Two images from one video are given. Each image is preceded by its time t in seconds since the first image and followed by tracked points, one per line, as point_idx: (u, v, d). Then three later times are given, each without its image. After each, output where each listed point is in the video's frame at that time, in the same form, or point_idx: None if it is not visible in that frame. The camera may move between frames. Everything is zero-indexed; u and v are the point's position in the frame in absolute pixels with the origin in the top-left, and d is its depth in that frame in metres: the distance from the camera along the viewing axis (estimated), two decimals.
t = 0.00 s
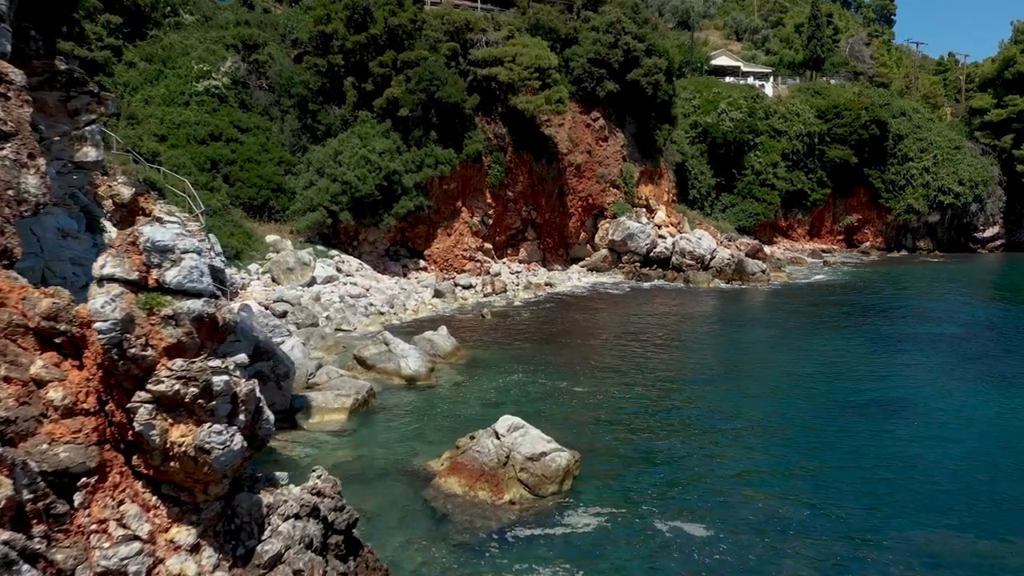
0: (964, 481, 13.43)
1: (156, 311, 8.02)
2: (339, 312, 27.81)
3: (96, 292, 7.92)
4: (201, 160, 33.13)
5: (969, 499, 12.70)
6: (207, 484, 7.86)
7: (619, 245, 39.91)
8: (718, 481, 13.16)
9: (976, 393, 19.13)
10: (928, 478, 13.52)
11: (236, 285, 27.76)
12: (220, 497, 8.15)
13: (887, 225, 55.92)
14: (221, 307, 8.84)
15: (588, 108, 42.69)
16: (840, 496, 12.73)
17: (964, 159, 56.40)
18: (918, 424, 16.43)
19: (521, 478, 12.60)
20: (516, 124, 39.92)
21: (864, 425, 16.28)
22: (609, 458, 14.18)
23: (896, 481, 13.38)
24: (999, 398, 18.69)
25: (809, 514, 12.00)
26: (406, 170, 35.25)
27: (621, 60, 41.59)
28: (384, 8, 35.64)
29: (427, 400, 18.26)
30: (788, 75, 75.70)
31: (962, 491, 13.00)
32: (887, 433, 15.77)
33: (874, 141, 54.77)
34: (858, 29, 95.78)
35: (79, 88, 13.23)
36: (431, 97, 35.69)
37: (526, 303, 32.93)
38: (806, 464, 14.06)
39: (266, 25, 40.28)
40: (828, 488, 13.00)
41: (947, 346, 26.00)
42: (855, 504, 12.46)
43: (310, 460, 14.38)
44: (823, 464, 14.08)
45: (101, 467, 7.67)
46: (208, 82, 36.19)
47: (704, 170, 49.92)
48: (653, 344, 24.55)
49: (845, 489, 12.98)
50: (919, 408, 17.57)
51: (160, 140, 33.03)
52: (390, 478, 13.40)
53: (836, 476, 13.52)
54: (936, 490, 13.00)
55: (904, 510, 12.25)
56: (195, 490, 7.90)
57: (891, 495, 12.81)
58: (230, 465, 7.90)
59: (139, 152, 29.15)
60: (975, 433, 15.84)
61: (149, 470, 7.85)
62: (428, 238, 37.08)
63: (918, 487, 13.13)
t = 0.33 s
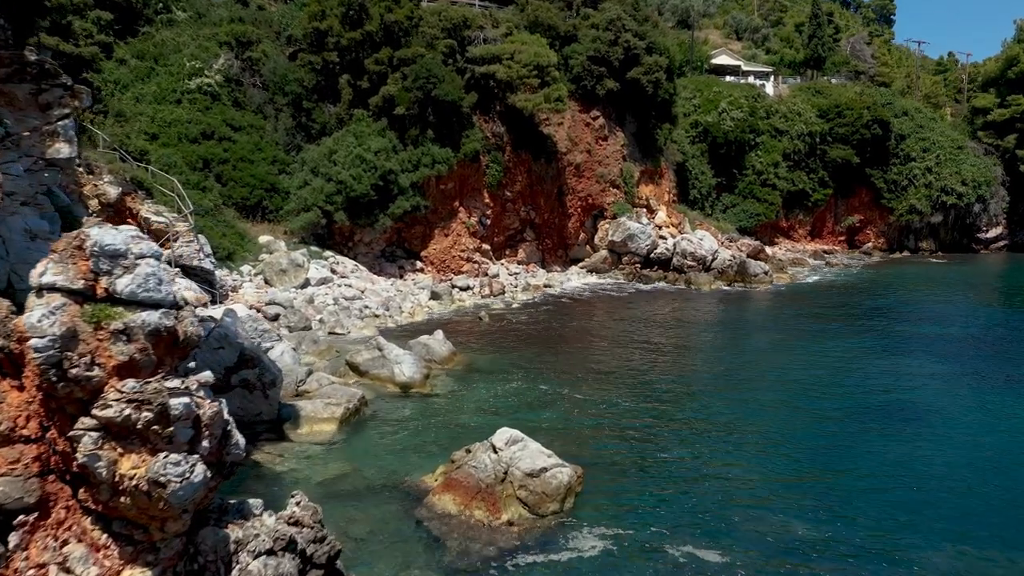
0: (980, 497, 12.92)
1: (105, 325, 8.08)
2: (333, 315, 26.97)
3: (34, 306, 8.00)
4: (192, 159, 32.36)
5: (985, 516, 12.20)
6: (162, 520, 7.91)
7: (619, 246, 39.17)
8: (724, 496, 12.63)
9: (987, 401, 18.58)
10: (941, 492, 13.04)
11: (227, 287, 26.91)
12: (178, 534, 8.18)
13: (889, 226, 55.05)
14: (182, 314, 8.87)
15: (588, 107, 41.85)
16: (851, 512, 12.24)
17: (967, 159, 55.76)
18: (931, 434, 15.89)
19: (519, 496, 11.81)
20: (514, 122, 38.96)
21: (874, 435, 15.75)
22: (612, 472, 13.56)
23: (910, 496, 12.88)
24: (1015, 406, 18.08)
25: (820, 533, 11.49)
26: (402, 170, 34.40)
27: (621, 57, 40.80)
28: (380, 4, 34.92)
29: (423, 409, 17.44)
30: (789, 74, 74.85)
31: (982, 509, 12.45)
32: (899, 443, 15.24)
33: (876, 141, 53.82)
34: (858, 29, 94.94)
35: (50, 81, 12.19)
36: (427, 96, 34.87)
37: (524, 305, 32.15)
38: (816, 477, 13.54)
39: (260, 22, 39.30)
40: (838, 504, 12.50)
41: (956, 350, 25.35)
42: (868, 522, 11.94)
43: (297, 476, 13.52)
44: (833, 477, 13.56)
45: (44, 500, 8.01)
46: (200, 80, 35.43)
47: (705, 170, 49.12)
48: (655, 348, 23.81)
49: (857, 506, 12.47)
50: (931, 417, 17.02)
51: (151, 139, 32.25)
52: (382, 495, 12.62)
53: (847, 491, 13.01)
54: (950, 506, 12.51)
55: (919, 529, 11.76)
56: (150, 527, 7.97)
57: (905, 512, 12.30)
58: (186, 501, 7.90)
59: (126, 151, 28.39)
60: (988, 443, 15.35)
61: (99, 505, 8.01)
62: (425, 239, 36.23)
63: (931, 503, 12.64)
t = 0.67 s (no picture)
0: (1004, 512, 12.37)
1: (48, 340, 7.83)
2: (327, 317, 26.23)
3: None
4: (185, 158, 31.64)
5: (1011, 535, 11.63)
6: (116, 560, 7.62)
7: (619, 246, 38.49)
8: (738, 514, 12.03)
9: (1001, 407, 18.07)
10: (964, 506, 12.52)
11: (218, 289, 26.19)
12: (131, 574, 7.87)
13: (892, 226, 54.22)
14: (143, 324, 8.67)
15: (588, 105, 41.10)
16: (869, 530, 11.68)
17: (969, 159, 55.20)
18: (947, 443, 15.38)
19: (519, 513, 11.12)
20: (513, 121, 38.24)
21: (889, 444, 15.22)
22: (619, 487, 12.92)
23: (932, 511, 12.35)
24: None
25: (841, 555, 10.91)
26: (399, 169, 33.68)
27: (621, 55, 40.13)
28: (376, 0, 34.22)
29: (418, 418, 16.73)
30: (789, 73, 74.07)
31: (1007, 528, 11.89)
32: (917, 455, 14.69)
33: (878, 141, 53.09)
34: (858, 29, 94.26)
35: (23, 72, 11.41)
36: (424, 94, 34.19)
37: (523, 307, 31.47)
38: (833, 491, 12.96)
39: (255, 19, 38.40)
40: (859, 521, 11.93)
41: (964, 353, 24.75)
42: (888, 541, 11.38)
43: (285, 490, 12.79)
44: (851, 491, 13.01)
45: None
46: (193, 78, 34.69)
47: (705, 169, 48.39)
48: (658, 353, 23.18)
49: (879, 523, 11.90)
50: (947, 426, 16.46)
51: (143, 137, 31.49)
52: (373, 512, 11.93)
53: (866, 506, 12.46)
54: (972, 521, 12.03)
55: (942, 549, 11.20)
56: (100, 568, 7.69)
57: (929, 529, 11.76)
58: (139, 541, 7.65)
59: (114, 150, 27.65)
60: (1007, 454, 14.82)
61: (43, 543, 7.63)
62: (422, 239, 35.51)
63: (954, 519, 12.12)
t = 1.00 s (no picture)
0: None
1: None
2: (321, 320, 25.42)
3: None
4: (177, 157, 30.82)
5: None
6: None
7: (620, 247, 37.72)
8: (756, 535, 11.27)
9: (1019, 416, 17.38)
10: (981, 520, 11.93)
11: (209, 291, 25.36)
12: None
13: (894, 226, 53.54)
14: (84, 345, 8.04)
15: (588, 104, 40.34)
16: (894, 553, 10.94)
17: (972, 158, 54.57)
18: (966, 454, 14.72)
19: (519, 536, 10.35)
20: (512, 120, 37.53)
21: (903, 454, 14.62)
22: (624, 501, 12.28)
23: (954, 530, 11.69)
24: None
25: None
26: (395, 168, 32.90)
27: (622, 53, 39.33)
28: None
29: (414, 428, 15.94)
30: (790, 72, 73.23)
31: None
32: (938, 468, 13.96)
33: (881, 140, 52.29)
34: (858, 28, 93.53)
35: None
36: (422, 91, 33.41)
37: (522, 309, 30.71)
38: (847, 505, 12.34)
39: (250, 15, 37.55)
40: (871, 536, 11.36)
41: (976, 356, 24.03)
42: (917, 565, 10.63)
43: (272, 509, 11.95)
44: (864, 503, 12.41)
45: None
46: (185, 75, 33.83)
47: (706, 169, 47.61)
48: (662, 360, 22.42)
49: (892, 539, 11.31)
50: (967, 436, 15.73)
51: (134, 135, 30.64)
52: (363, 534, 11.12)
53: (877, 519, 11.90)
54: (1004, 542, 11.29)
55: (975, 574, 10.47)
56: None
57: (947, 546, 11.16)
58: None
59: (100, 148, 26.82)
60: None
61: None
62: (419, 240, 34.72)
63: (973, 535, 11.51)
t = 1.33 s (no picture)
0: None
1: None
2: (315, 323, 24.71)
3: None
4: (169, 156, 30.11)
5: None
6: None
7: (620, 247, 37.00)
8: (772, 556, 10.59)
9: None
10: (1010, 539, 11.25)
11: (200, 293, 24.65)
12: None
13: (896, 227, 52.82)
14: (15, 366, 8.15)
15: (588, 102, 39.61)
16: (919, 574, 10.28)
17: (975, 158, 54.01)
18: (988, 465, 14.02)
19: (521, 560, 9.67)
20: (511, 118, 36.84)
21: (921, 464, 13.96)
22: (632, 518, 11.60)
23: (982, 548, 11.01)
24: None
25: None
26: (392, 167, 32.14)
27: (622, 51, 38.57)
28: None
29: (409, 438, 15.23)
30: (791, 71, 72.33)
31: None
32: (960, 480, 13.27)
33: (884, 139, 51.46)
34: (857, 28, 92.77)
35: None
36: (419, 89, 32.66)
37: (521, 311, 30.04)
38: (861, 520, 11.73)
39: (244, 12, 36.80)
40: (889, 555, 10.73)
41: (985, 359, 23.40)
42: None
43: (258, 529, 11.23)
44: (880, 518, 11.78)
45: None
46: (178, 72, 33.10)
47: (707, 169, 46.90)
48: (667, 366, 21.73)
49: (906, 555, 10.73)
50: (987, 445, 15.05)
51: (125, 134, 29.92)
52: (355, 556, 10.41)
53: (899, 537, 11.21)
54: None
55: None
56: None
57: (968, 565, 10.55)
58: None
59: (88, 146, 26.10)
60: None
61: None
62: (416, 240, 33.99)
63: (998, 553, 10.86)
